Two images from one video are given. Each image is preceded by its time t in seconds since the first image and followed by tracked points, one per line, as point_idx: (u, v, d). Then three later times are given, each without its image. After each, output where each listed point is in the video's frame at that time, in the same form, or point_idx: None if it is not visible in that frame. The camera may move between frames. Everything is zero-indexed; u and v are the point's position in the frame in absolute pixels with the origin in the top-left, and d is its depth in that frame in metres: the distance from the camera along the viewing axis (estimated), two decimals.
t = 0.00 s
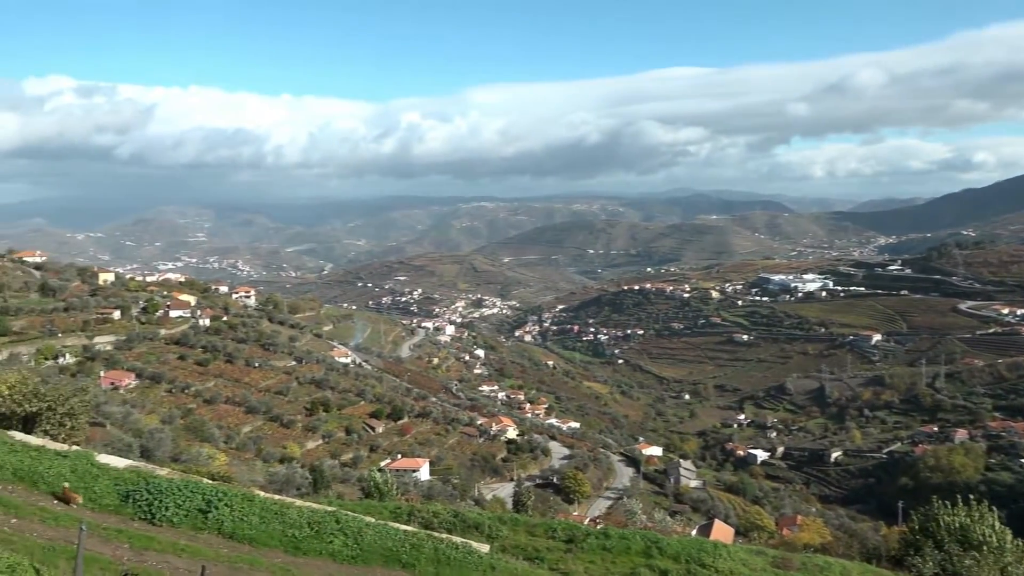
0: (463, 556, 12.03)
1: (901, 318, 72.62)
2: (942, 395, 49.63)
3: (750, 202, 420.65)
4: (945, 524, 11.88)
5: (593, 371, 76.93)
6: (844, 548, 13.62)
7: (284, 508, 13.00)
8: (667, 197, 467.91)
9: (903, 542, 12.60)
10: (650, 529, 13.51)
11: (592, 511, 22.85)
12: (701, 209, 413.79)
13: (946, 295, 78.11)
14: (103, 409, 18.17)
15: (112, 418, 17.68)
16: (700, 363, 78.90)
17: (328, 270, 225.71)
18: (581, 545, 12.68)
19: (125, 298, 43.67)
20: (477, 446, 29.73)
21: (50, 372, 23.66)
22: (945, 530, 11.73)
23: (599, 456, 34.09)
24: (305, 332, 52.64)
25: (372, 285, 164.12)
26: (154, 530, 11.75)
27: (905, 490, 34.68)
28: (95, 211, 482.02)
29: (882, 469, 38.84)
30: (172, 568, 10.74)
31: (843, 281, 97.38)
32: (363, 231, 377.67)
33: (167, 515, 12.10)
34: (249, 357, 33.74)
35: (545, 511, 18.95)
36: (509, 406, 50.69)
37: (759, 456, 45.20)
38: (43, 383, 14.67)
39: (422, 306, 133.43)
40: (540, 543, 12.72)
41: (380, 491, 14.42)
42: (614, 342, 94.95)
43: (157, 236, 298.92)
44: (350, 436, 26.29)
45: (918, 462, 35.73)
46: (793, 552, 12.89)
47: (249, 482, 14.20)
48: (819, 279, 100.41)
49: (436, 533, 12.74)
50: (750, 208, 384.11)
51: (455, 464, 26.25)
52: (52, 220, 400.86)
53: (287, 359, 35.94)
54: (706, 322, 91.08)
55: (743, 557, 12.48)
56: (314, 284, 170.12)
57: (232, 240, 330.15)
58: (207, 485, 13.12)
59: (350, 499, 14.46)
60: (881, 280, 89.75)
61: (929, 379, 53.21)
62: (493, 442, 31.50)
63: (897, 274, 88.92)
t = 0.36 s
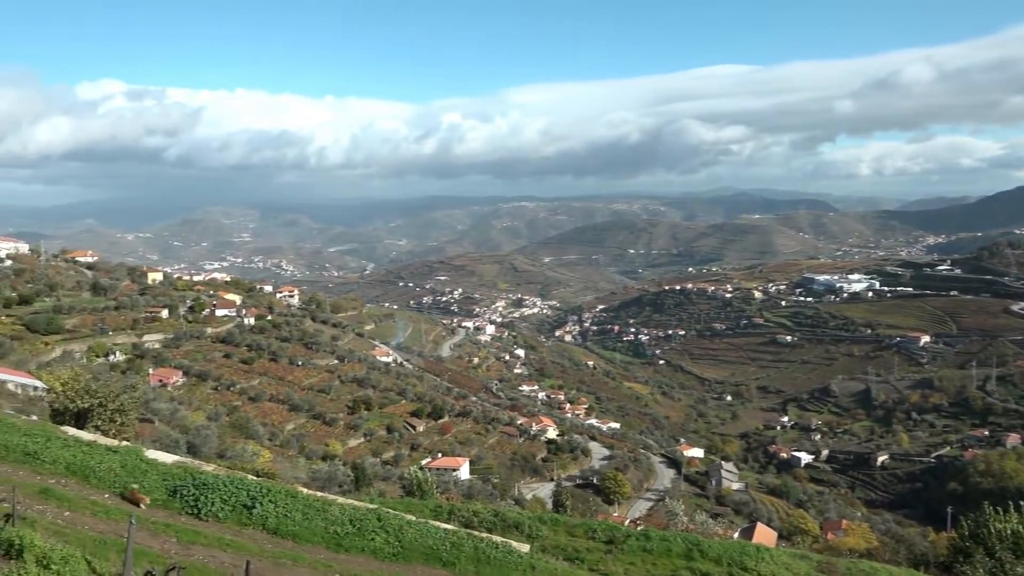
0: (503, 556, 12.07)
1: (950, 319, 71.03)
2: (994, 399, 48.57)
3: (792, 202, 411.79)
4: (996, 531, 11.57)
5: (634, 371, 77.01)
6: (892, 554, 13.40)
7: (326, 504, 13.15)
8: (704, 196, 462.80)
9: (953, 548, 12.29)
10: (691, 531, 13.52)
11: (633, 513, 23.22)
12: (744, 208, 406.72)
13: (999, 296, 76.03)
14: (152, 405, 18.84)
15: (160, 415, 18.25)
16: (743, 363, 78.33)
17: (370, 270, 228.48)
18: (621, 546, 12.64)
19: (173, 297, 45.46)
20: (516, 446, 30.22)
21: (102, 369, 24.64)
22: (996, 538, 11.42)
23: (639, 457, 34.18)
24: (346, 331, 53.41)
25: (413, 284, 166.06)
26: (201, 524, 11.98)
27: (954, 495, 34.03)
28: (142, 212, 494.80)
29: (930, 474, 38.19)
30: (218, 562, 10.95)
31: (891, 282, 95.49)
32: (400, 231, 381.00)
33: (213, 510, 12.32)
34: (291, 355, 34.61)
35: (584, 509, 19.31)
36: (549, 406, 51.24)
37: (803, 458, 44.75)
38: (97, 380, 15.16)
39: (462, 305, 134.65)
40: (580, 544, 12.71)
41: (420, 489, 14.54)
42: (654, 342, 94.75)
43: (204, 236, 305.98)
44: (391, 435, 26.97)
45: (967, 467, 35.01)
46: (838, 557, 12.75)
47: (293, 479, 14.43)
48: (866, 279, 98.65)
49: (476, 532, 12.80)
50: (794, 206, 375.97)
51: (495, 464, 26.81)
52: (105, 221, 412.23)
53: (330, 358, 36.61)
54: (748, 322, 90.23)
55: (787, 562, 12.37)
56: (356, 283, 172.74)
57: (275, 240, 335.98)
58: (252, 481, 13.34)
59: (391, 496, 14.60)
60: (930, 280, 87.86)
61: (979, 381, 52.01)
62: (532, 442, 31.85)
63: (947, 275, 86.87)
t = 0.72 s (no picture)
0: (547, 555, 12.05)
1: (1006, 320, 69.04)
2: None
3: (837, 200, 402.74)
4: None
5: (678, 371, 76.96)
6: (944, 559, 13.10)
7: (370, 502, 13.27)
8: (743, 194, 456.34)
9: (1010, 554, 11.91)
10: (736, 533, 13.43)
11: (677, 514, 23.44)
12: (787, 207, 399.53)
13: None
14: (201, 403, 19.49)
15: (209, 412, 18.82)
16: (789, 364, 77.51)
17: (414, 270, 231.38)
18: (665, 547, 12.57)
19: (222, 297, 46.87)
20: (560, 446, 30.59)
21: (154, 368, 25.65)
22: None
23: (683, 458, 34.18)
24: (389, 330, 54.28)
25: (456, 284, 167.80)
26: (249, 520, 12.18)
27: (1010, 500, 33.15)
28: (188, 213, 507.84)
29: (984, 478, 37.27)
30: (265, 557, 11.13)
31: (945, 281, 93.10)
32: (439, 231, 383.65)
33: (260, 507, 12.52)
34: (336, 354, 35.48)
35: (626, 510, 19.56)
36: (592, 406, 51.53)
37: (851, 461, 44.12)
38: (149, 378, 15.61)
39: (505, 304, 135.57)
40: (623, 545, 12.66)
41: (464, 488, 14.64)
42: (698, 341, 94.37)
43: (251, 237, 312.92)
44: (435, 434, 27.53)
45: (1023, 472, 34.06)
46: (888, 562, 12.51)
47: (338, 477, 14.64)
48: (918, 279, 96.41)
49: (519, 532, 12.82)
50: (841, 203, 367.69)
51: (538, 463, 27.28)
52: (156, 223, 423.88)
53: (374, 357, 37.48)
54: (795, 322, 89.27)
55: (835, 566, 12.18)
56: (400, 283, 175.09)
57: (319, 240, 341.38)
58: (298, 479, 13.53)
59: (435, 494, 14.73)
60: (985, 279, 85.45)
61: None
62: (575, 442, 32.11)
63: (1003, 273, 84.34)
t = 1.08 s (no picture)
0: (588, 558, 12.01)
1: None
2: None
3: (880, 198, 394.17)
4: None
5: (721, 372, 76.69)
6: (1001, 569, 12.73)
7: (412, 503, 13.35)
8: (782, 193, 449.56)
9: None
10: (780, 538, 13.29)
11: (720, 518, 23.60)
12: (829, 205, 392.59)
13: None
14: (247, 404, 19.97)
15: (254, 413, 19.24)
16: (835, 367, 76.52)
17: (454, 271, 233.91)
18: (708, 551, 12.43)
19: (266, 300, 47.84)
20: (600, 447, 30.86)
21: (201, 369, 26.42)
22: None
23: (727, 461, 34.16)
24: (432, 332, 54.95)
25: (497, 286, 169.36)
26: (293, 520, 12.33)
27: None
28: (231, 217, 519.21)
29: None
30: (310, 557, 11.25)
31: (1000, 280, 90.48)
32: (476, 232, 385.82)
33: (304, 507, 12.67)
34: (379, 356, 36.03)
35: (668, 513, 19.68)
36: (634, 408, 51.52)
37: (899, 465, 43.41)
38: (196, 379, 15.96)
39: (545, 305, 136.45)
40: (666, 548, 12.55)
41: (503, 488, 14.70)
42: (741, 342, 93.79)
43: (295, 240, 319.00)
44: (477, 435, 28.01)
45: None
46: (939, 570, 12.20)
47: (380, 478, 14.78)
48: (971, 279, 93.91)
49: (560, 534, 12.81)
50: (885, 201, 359.42)
51: (579, 466, 27.71)
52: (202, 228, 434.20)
53: (415, 358, 38.03)
54: (841, 324, 88.09)
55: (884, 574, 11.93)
56: (441, 285, 177.38)
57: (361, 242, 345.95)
58: (341, 479, 13.66)
59: (475, 495, 14.82)
60: None
61: None
62: (616, 443, 32.36)
63: None
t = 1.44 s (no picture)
0: (624, 559, 11.94)
1: None
2: None
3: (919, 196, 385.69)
4: None
5: (757, 372, 76.21)
6: None
7: (447, 502, 13.40)
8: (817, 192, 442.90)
9: None
10: (820, 542, 13.13)
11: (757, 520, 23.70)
12: (866, 202, 385.91)
13: None
14: (284, 403, 20.32)
15: (291, 412, 19.56)
16: (876, 368, 75.44)
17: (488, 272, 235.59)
18: (744, 554, 12.29)
19: (303, 300, 48.50)
20: (636, 448, 30.95)
21: (240, 369, 26.96)
22: None
23: (765, 463, 34.06)
24: (467, 332, 55.24)
25: (532, 286, 170.13)
26: (330, 518, 12.45)
27: None
28: (267, 219, 527.58)
29: None
30: (346, 555, 11.33)
31: None
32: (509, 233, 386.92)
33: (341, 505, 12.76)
34: (414, 356, 36.35)
35: (705, 516, 19.66)
36: (669, 409, 51.33)
37: (941, 468, 42.62)
38: (234, 378, 16.27)
39: (580, 305, 136.76)
40: (702, 550, 12.43)
41: (540, 488, 14.74)
42: (778, 342, 93.07)
43: (331, 241, 323.35)
44: (512, 435, 28.28)
45: None
46: None
47: (415, 477, 14.89)
48: (1018, 278, 91.37)
49: (595, 535, 12.75)
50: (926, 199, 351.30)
51: (614, 466, 27.92)
52: (240, 228, 441.64)
53: (451, 359, 38.28)
54: (881, 324, 86.70)
55: None
56: (476, 285, 178.87)
57: (395, 242, 348.83)
58: (377, 479, 13.75)
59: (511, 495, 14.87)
60: None
61: None
62: (652, 444, 32.38)
63: None
